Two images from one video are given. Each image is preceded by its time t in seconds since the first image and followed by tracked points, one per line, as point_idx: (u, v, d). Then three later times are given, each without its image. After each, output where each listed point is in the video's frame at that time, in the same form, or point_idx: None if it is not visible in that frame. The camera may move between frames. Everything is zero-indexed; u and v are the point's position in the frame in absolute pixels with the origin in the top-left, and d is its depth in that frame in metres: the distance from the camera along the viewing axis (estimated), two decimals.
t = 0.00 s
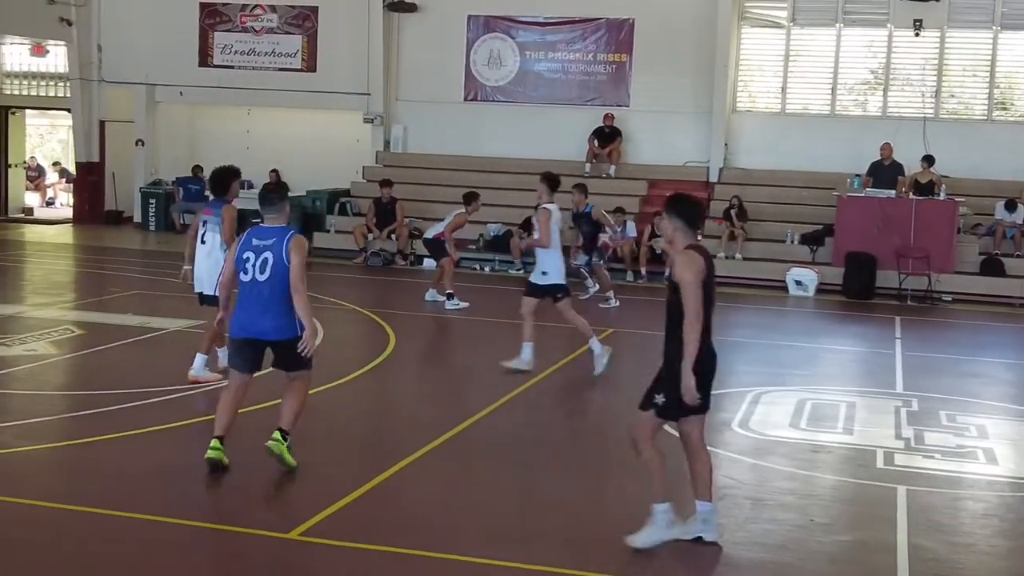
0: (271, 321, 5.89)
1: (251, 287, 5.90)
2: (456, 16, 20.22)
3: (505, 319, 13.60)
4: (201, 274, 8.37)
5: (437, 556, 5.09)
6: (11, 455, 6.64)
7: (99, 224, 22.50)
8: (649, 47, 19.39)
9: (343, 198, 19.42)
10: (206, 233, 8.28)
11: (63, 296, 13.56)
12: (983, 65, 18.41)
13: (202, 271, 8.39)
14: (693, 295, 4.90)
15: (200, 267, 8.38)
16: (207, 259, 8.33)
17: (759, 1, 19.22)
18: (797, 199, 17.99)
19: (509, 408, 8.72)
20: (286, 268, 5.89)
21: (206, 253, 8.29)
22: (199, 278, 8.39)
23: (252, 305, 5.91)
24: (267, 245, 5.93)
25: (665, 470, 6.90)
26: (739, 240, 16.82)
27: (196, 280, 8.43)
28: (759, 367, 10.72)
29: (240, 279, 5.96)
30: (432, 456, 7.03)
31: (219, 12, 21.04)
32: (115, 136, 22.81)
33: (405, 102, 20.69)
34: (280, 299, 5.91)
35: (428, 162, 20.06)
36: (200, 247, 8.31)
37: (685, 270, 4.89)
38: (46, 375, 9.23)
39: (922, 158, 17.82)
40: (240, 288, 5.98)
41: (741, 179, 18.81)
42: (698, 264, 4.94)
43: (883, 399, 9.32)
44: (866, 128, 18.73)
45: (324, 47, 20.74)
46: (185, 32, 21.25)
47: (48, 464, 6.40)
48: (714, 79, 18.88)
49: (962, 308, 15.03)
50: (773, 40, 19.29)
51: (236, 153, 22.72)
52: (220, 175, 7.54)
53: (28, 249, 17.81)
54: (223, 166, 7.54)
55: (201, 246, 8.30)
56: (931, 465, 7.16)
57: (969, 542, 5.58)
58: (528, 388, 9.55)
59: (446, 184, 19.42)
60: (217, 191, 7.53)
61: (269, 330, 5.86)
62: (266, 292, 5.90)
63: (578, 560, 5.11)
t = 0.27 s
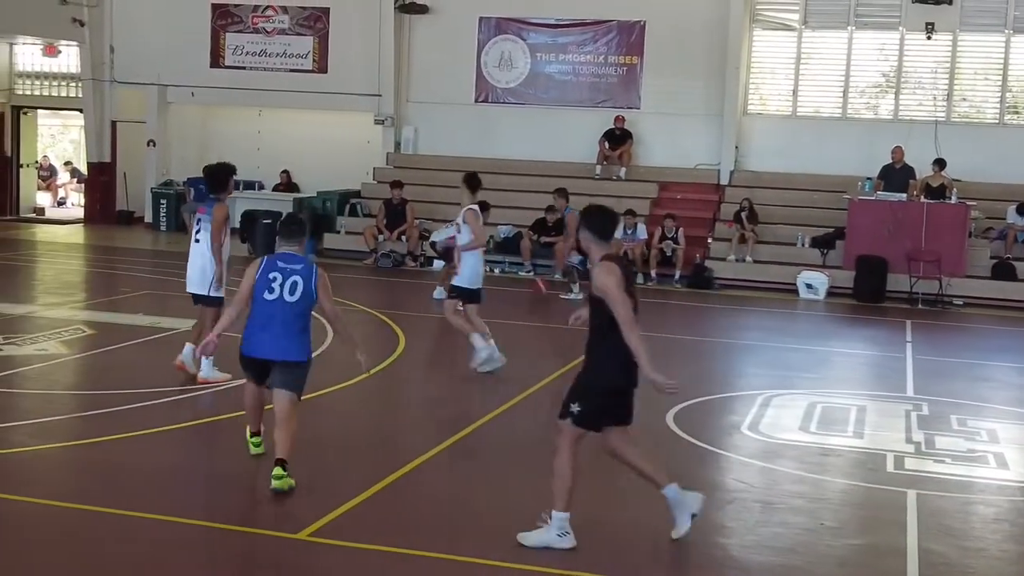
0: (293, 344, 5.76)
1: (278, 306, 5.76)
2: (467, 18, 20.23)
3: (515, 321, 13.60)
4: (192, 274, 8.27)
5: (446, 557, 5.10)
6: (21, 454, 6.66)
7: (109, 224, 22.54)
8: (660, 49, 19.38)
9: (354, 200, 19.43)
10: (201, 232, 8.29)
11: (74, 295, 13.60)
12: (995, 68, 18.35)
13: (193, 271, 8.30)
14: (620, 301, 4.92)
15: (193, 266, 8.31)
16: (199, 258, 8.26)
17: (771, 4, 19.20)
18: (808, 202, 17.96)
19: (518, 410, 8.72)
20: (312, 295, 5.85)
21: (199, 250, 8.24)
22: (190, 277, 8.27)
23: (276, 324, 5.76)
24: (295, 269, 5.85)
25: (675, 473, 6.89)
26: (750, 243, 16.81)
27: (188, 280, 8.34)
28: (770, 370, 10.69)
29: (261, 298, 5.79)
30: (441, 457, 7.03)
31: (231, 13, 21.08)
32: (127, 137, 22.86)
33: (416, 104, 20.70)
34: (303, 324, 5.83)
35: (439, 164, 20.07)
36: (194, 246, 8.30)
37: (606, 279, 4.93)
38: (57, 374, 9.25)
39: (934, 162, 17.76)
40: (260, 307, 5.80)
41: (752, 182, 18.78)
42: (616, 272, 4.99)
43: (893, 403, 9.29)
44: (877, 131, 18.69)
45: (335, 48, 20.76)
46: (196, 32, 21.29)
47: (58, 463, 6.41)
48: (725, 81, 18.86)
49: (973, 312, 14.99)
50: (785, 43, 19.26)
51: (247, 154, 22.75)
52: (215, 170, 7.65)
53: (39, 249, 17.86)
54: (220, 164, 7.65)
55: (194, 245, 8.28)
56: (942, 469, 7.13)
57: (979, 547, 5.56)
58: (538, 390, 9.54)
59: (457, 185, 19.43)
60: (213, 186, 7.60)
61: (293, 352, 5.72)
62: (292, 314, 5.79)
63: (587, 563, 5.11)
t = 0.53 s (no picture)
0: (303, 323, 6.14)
1: (290, 288, 6.16)
2: (478, 20, 20.24)
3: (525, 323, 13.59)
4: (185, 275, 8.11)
5: (454, 558, 5.09)
6: (30, 453, 6.68)
7: (120, 224, 22.59)
8: (672, 52, 19.36)
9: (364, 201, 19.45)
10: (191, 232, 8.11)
11: (85, 295, 13.63)
12: (1007, 72, 18.29)
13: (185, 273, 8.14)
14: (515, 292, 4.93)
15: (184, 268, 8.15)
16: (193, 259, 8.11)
17: (783, 7, 19.17)
18: (819, 205, 17.93)
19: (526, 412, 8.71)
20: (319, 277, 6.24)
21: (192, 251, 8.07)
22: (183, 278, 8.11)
23: (286, 304, 6.15)
24: (302, 253, 6.25)
25: (683, 476, 6.88)
26: (760, 246, 16.78)
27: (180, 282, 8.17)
28: (779, 373, 10.67)
29: (272, 281, 6.18)
30: (450, 459, 7.03)
31: (243, 14, 21.12)
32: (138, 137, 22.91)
33: (427, 106, 20.72)
34: (311, 305, 6.22)
35: (449, 165, 20.07)
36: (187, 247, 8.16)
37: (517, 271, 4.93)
38: (67, 374, 9.28)
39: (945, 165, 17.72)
40: (271, 288, 6.19)
41: (762, 185, 18.75)
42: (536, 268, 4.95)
43: (903, 407, 9.26)
44: (887, 135, 18.65)
45: (346, 49, 20.78)
46: (208, 33, 21.33)
47: (69, 463, 6.42)
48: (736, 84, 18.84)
49: (984, 317, 14.94)
50: (797, 46, 19.22)
51: (257, 155, 22.78)
52: (204, 169, 7.66)
53: (50, 248, 17.91)
54: (206, 164, 7.64)
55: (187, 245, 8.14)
56: (952, 474, 7.11)
57: (990, 552, 5.54)
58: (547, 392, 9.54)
59: (467, 187, 19.43)
60: (201, 186, 7.60)
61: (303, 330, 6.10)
62: (301, 295, 6.18)
63: (595, 565, 5.10)
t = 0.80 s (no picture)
0: (318, 306, 6.43)
1: (303, 273, 6.42)
2: (489, 22, 20.24)
3: (535, 325, 13.59)
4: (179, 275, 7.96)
5: (463, 560, 5.09)
6: (40, 452, 6.70)
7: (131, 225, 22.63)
8: (682, 55, 19.36)
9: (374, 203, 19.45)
10: (188, 233, 8.01)
11: (96, 296, 13.68)
12: (1019, 76, 18.24)
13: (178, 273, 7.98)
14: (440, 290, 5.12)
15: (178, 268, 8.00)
16: (189, 259, 7.98)
17: (794, 10, 19.14)
18: (829, 209, 17.89)
19: (535, 414, 8.71)
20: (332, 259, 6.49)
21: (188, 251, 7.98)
22: (178, 278, 7.96)
23: (301, 289, 6.42)
24: (313, 237, 6.51)
25: (693, 479, 6.88)
26: (770, 249, 16.75)
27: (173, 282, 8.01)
28: (789, 378, 10.65)
29: (286, 267, 6.45)
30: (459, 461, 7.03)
31: (255, 16, 21.17)
32: (149, 138, 22.95)
33: (437, 108, 20.73)
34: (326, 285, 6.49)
35: (459, 168, 20.08)
36: (182, 247, 8.01)
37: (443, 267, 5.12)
38: (78, 374, 9.31)
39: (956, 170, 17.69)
40: (286, 274, 6.46)
41: (773, 189, 18.73)
42: (464, 267, 5.15)
43: (913, 412, 9.24)
44: (898, 139, 18.63)
45: (357, 51, 20.81)
46: (219, 35, 21.38)
47: (79, 462, 6.44)
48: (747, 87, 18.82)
49: (994, 321, 14.91)
50: (809, 50, 19.19)
51: (268, 156, 22.82)
52: (199, 169, 7.83)
53: (61, 249, 17.95)
54: (199, 164, 7.84)
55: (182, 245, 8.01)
56: (961, 479, 7.09)
57: (999, 557, 5.53)
58: (557, 394, 9.55)
59: (478, 189, 19.44)
60: (202, 183, 7.75)
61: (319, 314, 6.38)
62: (314, 278, 6.44)
63: (603, 568, 5.10)
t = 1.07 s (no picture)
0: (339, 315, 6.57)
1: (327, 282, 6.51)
2: (499, 25, 20.25)
3: (544, 328, 13.58)
4: (181, 280, 7.95)
5: (471, 562, 5.10)
6: (49, 453, 6.73)
7: (141, 226, 22.68)
8: (693, 59, 19.34)
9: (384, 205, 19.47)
10: (189, 236, 7.94)
11: (106, 297, 13.71)
12: None
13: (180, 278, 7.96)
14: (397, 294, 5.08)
15: (179, 272, 7.97)
16: (190, 264, 7.94)
17: (806, 14, 19.11)
18: (839, 213, 17.87)
19: (543, 417, 8.71)
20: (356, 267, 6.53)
21: (189, 254, 7.94)
22: (180, 284, 7.95)
23: (324, 298, 6.54)
24: (337, 244, 6.54)
25: (701, 483, 6.87)
26: (780, 253, 16.73)
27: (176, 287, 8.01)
28: (798, 383, 10.63)
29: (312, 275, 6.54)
30: (467, 464, 7.03)
31: (265, 18, 21.19)
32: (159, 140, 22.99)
33: (447, 110, 20.75)
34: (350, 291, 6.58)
35: (469, 170, 20.10)
36: (183, 250, 7.95)
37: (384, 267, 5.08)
38: (88, 375, 9.34)
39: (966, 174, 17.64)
40: (311, 281, 6.56)
41: (782, 193, 18.71)
42: (400, 263, 5.11)
43: (924, 417, 9.21)
44: (908, 143, 18.60)
45: (367, 54, 20.83)
46: (230, 37, 21.42)
47: (88, 463, 6.45)
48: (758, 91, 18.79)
49: (1005, 327, 14.86)
50: (820, 53, 19.16)
51: (278, 158, 22.85)
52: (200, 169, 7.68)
53: (72, 250, 18.00)
54: (200, 165, 7.69)
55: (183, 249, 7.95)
56: (972, 484, 7.07)
57: (1010, 562, 5.51)
58: (565, 398, 9.54)
59: (487, 192, 19.46)
60: (205, 186, 7.65)
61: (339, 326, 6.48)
62: (338, 286, 6.53)
63: (610, 571, 5.10)
